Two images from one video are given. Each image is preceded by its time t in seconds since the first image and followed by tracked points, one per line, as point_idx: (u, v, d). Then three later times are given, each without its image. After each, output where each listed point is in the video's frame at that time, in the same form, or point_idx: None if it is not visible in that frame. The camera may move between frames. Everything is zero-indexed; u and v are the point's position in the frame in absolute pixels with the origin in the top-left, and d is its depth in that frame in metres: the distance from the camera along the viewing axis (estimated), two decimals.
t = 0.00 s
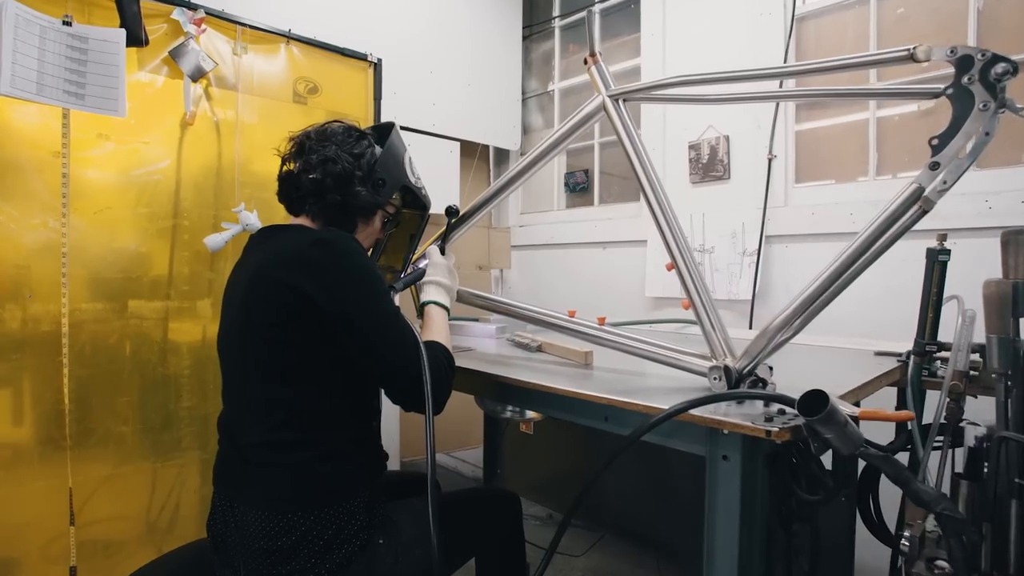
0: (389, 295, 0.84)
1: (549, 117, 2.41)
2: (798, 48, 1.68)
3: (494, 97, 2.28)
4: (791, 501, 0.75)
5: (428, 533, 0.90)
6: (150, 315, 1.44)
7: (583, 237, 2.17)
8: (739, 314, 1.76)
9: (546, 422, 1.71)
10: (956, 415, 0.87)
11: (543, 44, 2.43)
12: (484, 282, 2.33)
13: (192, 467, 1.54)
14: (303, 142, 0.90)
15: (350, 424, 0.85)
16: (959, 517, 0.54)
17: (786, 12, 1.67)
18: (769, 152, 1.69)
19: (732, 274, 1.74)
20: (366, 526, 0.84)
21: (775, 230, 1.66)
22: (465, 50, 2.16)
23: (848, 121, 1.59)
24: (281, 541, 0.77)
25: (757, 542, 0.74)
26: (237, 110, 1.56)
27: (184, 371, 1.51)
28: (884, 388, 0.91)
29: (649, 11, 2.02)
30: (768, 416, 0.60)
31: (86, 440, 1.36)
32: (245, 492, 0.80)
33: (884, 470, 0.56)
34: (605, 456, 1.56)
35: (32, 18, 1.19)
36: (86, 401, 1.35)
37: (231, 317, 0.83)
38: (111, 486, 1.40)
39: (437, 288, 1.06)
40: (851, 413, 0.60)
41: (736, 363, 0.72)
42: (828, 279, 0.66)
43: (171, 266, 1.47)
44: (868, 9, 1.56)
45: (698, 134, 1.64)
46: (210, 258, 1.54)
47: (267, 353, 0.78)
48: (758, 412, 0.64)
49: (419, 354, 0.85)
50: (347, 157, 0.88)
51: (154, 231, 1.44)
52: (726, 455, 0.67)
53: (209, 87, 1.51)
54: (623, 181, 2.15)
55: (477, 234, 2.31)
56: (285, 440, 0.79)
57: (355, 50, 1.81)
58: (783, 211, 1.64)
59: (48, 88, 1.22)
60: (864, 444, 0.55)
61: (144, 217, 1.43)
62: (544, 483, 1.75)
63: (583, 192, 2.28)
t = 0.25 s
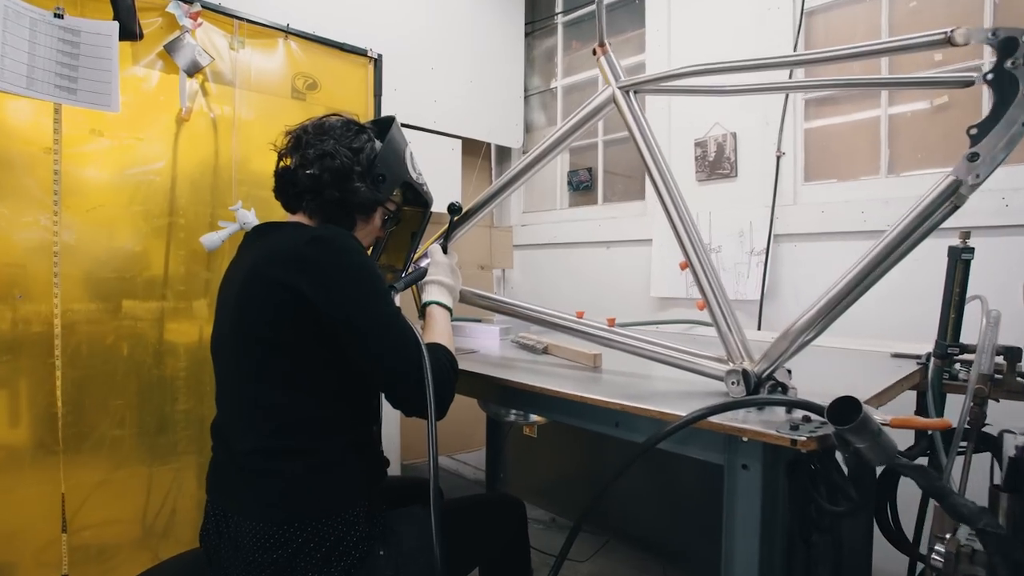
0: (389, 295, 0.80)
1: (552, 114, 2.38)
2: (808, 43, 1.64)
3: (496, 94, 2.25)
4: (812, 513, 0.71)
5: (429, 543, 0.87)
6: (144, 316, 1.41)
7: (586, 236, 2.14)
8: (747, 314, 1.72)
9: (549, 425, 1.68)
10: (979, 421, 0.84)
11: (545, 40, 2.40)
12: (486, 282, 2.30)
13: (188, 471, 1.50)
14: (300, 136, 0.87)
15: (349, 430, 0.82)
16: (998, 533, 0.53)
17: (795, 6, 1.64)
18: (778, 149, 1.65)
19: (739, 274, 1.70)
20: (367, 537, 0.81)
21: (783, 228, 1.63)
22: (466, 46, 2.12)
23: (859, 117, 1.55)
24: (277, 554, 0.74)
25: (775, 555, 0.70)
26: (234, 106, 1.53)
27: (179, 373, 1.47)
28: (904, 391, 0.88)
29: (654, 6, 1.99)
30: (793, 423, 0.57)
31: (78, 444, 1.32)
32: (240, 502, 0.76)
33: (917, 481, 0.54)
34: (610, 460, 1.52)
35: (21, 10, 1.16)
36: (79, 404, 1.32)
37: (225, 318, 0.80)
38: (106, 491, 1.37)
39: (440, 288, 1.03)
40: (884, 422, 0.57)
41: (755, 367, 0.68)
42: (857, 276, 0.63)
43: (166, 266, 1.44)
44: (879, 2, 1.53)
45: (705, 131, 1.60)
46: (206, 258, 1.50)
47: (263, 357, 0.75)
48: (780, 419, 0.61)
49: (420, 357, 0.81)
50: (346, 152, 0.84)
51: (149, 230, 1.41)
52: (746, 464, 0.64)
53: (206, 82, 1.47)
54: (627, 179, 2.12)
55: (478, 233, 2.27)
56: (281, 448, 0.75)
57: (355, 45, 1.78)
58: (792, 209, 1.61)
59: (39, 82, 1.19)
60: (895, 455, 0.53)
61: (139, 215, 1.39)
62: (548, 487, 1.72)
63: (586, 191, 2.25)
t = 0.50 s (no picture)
0: (388, 296, 0.77)
1: (554, 112, 2.34)
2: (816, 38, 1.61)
3: (498, 91, 2.21)
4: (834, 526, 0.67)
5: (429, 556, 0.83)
6: (136, 318, 1.37)
7: (589, 236, 2.10)
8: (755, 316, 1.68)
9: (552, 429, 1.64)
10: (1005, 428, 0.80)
11: (547, 37, 2.36)
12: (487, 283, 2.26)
13: (183, 476, 1.46)
14: (295, 130, 0.83)
15: (346, 438, 0.78)
16: None
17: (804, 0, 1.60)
18: (787, 146, 1.62)
19: (746, 274, 1.67)
20: (364, 551, 0.77)
21: (792, 228, 1.59)
22: (467, 43, 2.09)
23: (870, 113, 1.52)
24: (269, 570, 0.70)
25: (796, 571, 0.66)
26: (230, 102, 1.49)
27: (172, 376, 1.43)
28: (926, 396, 0.84)
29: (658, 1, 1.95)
30: (820, 435, 0.53)
31: (68, 449, 1.28)
32: (231, 515, 0.73)
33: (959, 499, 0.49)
34: (615, 464, 1.48)
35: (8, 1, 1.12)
36: (70, 408, 1.28)
37: (216, 321, 0.76)
38: (98, 498, 1.33)
39: (440, 288, 0.99)
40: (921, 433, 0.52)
41: (775, 372, 0.65)
42: (887, 277, 0.60)
43: (160, 265, 1.40)
44: None
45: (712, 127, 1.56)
46: (201, 258, 1.46)
47: (254, 361, 0.71)
48: (803, 428, 0.57)
49: (420, 361, 0.77)
50: (342, 146, 0.80)
51: (142, 229, 1.37)
52: (766, 476, 0.60)
53: (201, 78, 1.43)
54: (631, 178, 2.08)
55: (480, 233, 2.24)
56: (274, 458, 0.71)
57: (354, 40, 1.74)
58: (800, 208, 1.57)
59: (27, 75, 1.14)
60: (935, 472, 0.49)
61: (131, 213, 1.35)
62: (550, 492, 1.68)
63: (589, 189, 2.22)
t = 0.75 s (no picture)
0: (387, 298, 0.73)
1: (556, 109, 2.31)
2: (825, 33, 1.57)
3: (499, 88, 2.18)
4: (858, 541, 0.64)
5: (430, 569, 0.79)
6: (128, 319, 1.33)
7: (592, 235, 2.07)
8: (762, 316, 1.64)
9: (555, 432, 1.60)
10: None
11: (549, 33, 2.33)
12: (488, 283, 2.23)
13: (178, 481, 1.43)
14: (289, 125, 0.80)
15: (343, 447, 0.74)
16: None
17: None
18: (795, 143, 1.58)
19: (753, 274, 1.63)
20: (362, 565, 0.73)
21: (801, 227, 1.55)
22: (468, 39, 2.05)
23: (881, 109, 1.48)
24: None
25: None
26: (225, 98, 1.45)
27: (166, 378, 1.40)
28: (949, 401, 0.80)
29: None
30: (850, 447, 0.50)
31: (56, 454, 1.24)
32: (222, 529, 0.69)
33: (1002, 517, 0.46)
34: (619, 468, 1.45)
35: None
36: (60, 413, 1.24)
37: (207, 323, 0.73)
38: (90, 504, 1.29)
39: (441, 289, 0.96)
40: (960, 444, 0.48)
41: (795, 378, 0.61)
42: (922, 276, 0.56)
43: (153, 265, 1.36)
44: None
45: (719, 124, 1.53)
46: (196, 258, 1.43)
47: (246, 367, 0.68)
48: (830, 439, 0.53)
49: (421, 366, 0.73)
50: (338, 141, 0.77)
51: (135, 228, 1.33)
52: (788, 489, 0.56)
53: (195, 73, 1.40)
54: (635, 176, 2.05)
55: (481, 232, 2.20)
56: (267, 469, 0.68)
57: (353, 35, 1.71)
58: (809, 206, 1.53)
59: (16, 71, 1.10)
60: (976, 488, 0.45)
61: (123, 213, 1.31)
62: (553, 497, 1.65)
63: (592, 188, 2.18)
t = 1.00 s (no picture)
0: (386, 300, 0.69)
1: (559, 107, 2.28)
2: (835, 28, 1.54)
3: (501, 86, 2.14)
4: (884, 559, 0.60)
5: None
6: (121, 321, 1.30)
7: (595, 235, 2.03)
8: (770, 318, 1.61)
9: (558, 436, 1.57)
10: None
11: (552, 31, 2.30)
12: (490, 284, 2.20)
13: (173, 486, 1.39)
14: (283, 119, 0.76)
15: (341, 457, 0.71)
16: None
17: None
18: (804, 141, 1.55)
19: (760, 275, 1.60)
20: None
21: (810, 226, 1.52)
22: (469, 35, 2.02)
23: (892, 106, 1.45)
24: None
25: None
26: (221, 95, 1.42)
27: (159, 381, 1.36)
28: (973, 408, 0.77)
29: None
30: (885, 462, 0.46)
31: (46, 458, 1.21)
32: (214, 544, 0.65)
33: None
34: (624, 474, 1.42)
35: None
36: (50, 416, 1.21)
37: (199, 326, 0.69)
38: (82, 509, 1.26)
39: (442, 291, 0.92)
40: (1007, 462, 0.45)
41: (818, 386, 0.58)
42: (961, 276, 0.52)
43: (147, 265, 1.33)
44: None
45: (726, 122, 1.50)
46: (191, 257, 1.40)
47: (238, 373, 0.64)
48: (860, 453, 0.50)
49: (422, 372, 0.70)
50: (335, 136, 0.74)
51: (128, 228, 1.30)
52: (813, 504, 0.53)
53: (190, 69, 1.36)
54: (639, 175, 2.02)
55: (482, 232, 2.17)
56: (261, 480, 0.64)
57: (352, 31, 1.68)
58: (818, 205, 1.50)
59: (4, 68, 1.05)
60: None
61: (116, 211, 1.28)
62: (555, 502, 1.61)
63: (595, 187, 2.15)
